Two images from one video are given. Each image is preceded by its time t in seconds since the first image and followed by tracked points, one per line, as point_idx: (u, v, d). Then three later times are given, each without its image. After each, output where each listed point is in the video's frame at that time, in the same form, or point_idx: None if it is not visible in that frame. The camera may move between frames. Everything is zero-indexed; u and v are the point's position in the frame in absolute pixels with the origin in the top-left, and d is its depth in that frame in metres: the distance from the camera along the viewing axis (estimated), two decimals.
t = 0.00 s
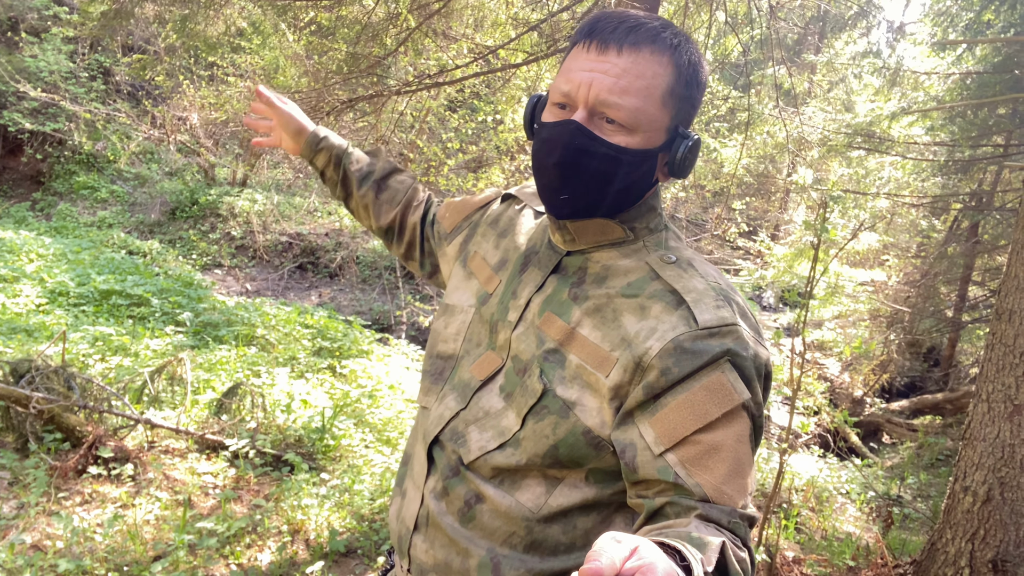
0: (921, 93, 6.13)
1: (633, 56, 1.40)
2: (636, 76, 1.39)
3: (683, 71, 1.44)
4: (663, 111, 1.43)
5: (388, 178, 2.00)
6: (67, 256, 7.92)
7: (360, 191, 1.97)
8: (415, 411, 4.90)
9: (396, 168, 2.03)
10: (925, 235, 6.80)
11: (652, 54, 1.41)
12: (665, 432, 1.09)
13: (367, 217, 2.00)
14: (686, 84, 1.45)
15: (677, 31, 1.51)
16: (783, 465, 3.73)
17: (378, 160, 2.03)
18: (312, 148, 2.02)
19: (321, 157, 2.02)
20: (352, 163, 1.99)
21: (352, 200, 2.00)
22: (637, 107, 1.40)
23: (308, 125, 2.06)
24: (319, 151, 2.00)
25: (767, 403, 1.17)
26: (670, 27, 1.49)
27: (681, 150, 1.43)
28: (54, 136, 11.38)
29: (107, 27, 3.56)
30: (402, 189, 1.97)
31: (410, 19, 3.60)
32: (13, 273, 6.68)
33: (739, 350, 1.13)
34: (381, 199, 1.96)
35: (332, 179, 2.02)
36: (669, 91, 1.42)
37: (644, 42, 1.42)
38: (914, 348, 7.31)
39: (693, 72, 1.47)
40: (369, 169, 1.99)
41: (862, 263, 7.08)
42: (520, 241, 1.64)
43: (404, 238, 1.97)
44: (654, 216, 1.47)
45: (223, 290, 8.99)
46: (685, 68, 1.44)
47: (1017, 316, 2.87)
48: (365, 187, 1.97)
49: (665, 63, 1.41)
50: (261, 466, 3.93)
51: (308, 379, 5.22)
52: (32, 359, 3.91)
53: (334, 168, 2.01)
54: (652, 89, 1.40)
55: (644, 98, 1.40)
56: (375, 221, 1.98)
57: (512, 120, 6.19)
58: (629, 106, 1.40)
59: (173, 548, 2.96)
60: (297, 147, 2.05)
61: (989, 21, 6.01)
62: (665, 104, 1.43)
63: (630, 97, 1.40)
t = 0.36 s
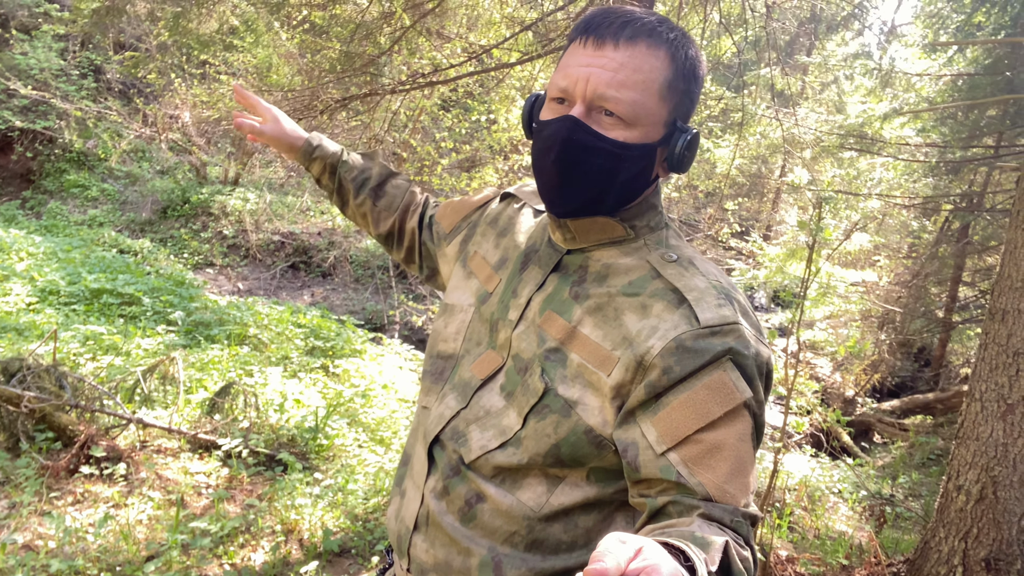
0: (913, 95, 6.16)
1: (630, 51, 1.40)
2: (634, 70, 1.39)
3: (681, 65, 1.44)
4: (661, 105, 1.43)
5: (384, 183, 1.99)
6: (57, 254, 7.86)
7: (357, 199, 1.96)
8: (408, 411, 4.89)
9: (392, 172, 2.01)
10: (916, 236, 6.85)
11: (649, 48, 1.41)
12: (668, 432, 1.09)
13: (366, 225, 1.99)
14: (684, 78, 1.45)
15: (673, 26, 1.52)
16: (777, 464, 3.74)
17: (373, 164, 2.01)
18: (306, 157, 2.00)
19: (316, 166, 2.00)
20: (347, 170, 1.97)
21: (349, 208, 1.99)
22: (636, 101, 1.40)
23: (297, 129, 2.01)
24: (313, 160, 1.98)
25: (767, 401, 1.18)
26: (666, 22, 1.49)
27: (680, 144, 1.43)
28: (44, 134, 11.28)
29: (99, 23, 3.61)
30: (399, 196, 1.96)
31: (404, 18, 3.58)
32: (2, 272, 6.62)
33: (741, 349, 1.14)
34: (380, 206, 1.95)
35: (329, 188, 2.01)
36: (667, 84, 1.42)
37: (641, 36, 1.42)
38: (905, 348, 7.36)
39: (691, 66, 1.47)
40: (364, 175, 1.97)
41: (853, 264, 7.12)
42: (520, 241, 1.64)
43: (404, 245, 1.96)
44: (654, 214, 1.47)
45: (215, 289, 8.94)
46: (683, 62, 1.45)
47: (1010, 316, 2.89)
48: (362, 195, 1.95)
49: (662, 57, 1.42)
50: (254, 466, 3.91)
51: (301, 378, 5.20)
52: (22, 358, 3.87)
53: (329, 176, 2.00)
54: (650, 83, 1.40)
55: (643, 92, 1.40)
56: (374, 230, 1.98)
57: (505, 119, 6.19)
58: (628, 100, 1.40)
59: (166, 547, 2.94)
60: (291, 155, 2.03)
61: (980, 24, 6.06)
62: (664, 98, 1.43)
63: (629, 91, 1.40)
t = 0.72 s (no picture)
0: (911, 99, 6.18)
1: (637, 48, 1.42)
2: (642, 66, 1.41)
3: (685, 63, 1.46)
4: (667, 102, 1.44)
5: (383, 190, 1.99)
6: (57, 259, 7.86)
7: (356, 207, 1.96)
8: (407, 415, 4.89)
9: (390, 180, 2.02)
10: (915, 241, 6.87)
11: (655, 45, 1.43)
12: (665, 433, 1.09)
13: (365, 232, 1.99)
14: (687, 77, 1.47)
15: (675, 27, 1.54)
16: (776, 467, 3.74)
17: (371, 172, 2.01)
18: (305, 165, 1.99)
19: (315, 174, 1.99)
20: (346, 177, 1.97)
21: (347, 216, 1.98)
22: (643, 97, 1.41)
23: (295, 138, 2.00)
24: (312, 168, 1.97)
25: (764, 402, 1.18)
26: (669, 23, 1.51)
27: (684, 142, 1.45)
28: (44, 138, 11.29)
29: (99, 28, 3.57)
30: (398, 204, 1.96)
31: (404, 22, 3.57)
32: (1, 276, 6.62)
33: (739, 350, 1.14)
34: (379, 214, 1.96)
35: (328, 196, 2.00)
36: (672, 82, 1.44)
37: (647, 34, 1.43)
38: (904, 353, 7.37)
39: (693, 65, 1.49)
40: (364, 183, 1.98)
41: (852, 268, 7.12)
42: (517, 242, 1.65)
43: (402, 252, 1.97)
44: (652, 215, 1.47)
45: (214, 293, 8.94)
46: (687, 61, 1.47)
47: (1009, 319, 2.90)
48: (361, 202, 1.96)
49: (667, 55, 1.43)
50: (252, 470, 3.91)
51: (300, 382, 5.19)
52: (21, 361, 3.87)
53: (329, 184, 1.99)
54: (656, 80, 1.41)
55: (650, 89, 1.42)
56: (373, 239, 1.98)
57: (505, 124, 6.21)
58: (636, 96, 1.41)
59: (164, 551, 2.94)
60: (288, 164, 2.02)
61: (978, 29, 6.08)
62: (669, 95, 1.44)
63: (637, 86, 1.41)
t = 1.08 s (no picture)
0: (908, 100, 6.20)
1: (627, 51, 1.42)
2: (631, 69, 1.41)
3: (677, 66, 1.46)
4: (658, 104, 1.44)
5: (383, 190, 1.99)
6: (54, 261, 7.85)
7: (355, 207, 1.96)
8: (406, 416, 4.89)
9: (390, 179, 2.02)
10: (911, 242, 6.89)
11: (646, 48, 1.43)
12: (665, 429, 1.10)
13: (364, 232, 1.99)
14: (679, 79, 1.46)
15: (670, 29, 1.53)
16: (774, 467, 3.74)
17: (372, 172, 2.01)
18: (306, 163, 1.99)
19: (315, 172, 2.00)
20: (347, 177, 1.97)
21: (348, 215, 1.99)
22: (632, 99, 1.42)
23: (297, 135, 2.00)
24: (313, 167, 1.98)
25: (764, 398, 1.18)
26: (662, 25, 1.51)
27: (676, 144, 1.44)
28: (40, 140, 11.27)
29: (96, 31, 3.58)
30: (398, 205, 1.97)
31: (402, 24, 3.57)
32: None
33: (738, 346, 1.15)
34: (379, 213, 1.96)
35: (328, 194, 2.00)
36: (664, 85, 1.43)
37: (638, 37, 1.43)
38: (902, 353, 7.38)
39: (687, 68, 1.49)
40: (364, 183, 1.98)
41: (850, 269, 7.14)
42: (516, 241, 1.65)
43: (401, 252, 1.97)
44: (650, 213, 1.48)
45: (212, 295, 8.92)
46: (679, 63, 1.46)
47: (1006, 318, 2.91)
48: (361, 202, 1.96)
49: (658, 58, 1.43)
50: (251, 472, 3.91)
51: (298, 384, 5.19)
52: (19, 364, 3.86)
53: (329, 183, 2.00)
54: (646, 83, 1.42)
55: (640, 92, 1.42)
56: (372, 239, 1.98)
57: (502, 125, 6.23)
58: (625, 98, 1.41)
59: (164, 553, 2.94)
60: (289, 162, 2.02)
61: (974, 29, 6.10)
62: (660, 98, 1.44)
63: (626, 89, 1.41)
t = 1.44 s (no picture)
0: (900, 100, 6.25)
1: (631, 53, 1.42)
2: (634, 71, 1.41)
3: (681, 71, 1.46)
4: (660, 107, 1.44)
5: (383, 192, 1.99)
6: (47, 265, 7.80)
7: (355, 208, 1.95)
8: (402, 418, 4.89)
9: (390, 181, 2.02)
10: (904, 240, 6.92)
11: (651, 51, 1.43)
12: (665, 431, 1.09)
13: (364, 234, 1.99)
14: (683, 84, 1.46)
15: (676, 34, 1.54)
16: (771, 467, 3.75)
17: (371, 173, 2.01)
18: (305, 165, 1.97)
19: (315, 173, 1.98)
20: (346, 178, 1.96)
21: (347, 217, 1.98)
22: (635, 101, 1.42)
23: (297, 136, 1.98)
24: (313, 168, 1.96)
25: (764, 400, 1.18)
26: (669, 30, 1.51)
27: (677, 149, 1.44)
28: (32, 143, 11.20)
29: (89, 34, 3.57)
30: (398, 207, 1.97)
31: (396, 26, 3.58)
32: None
33: (737, 348, 1.15)
34: (379, 215, 1.96)
35: (327, 196, 1.99)
36: (666, 88, 1.44)
37: (643, 39, 1.44)
38: (896, 352, 7.42)
39: (692, 72, 1.49)
40: (364, 184, 1.98)
41: (843, 268, 7.17)
42: (515, 243, 1.65)
43: (400, 254, 1.97)
44: (650, 216, 1.48)
45: (206, 298, 8.89)
46: (683, 68, 1.46)
47: (1001, 318, 2.93)
48: (361, 203, 1.95)
49: (663, 61, 1.44)
50: (247, 475, 3.89)
51: (293, 387, 5.18)
52: (12, 368, 3.84)
53: (328, 185, 1.98)
54: (648, 85, 1.42)
55: (641, 94, 1.42)
56: (372, 241, 1.97)
57: (496, 126, 6.24)
58: (627, 100, 1.42)
59: (159, 558, 2.92)
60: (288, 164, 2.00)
61: (964, 29, 6.15)
62: (661, 101, 1.44)
63: (628, 91, 1.42)
